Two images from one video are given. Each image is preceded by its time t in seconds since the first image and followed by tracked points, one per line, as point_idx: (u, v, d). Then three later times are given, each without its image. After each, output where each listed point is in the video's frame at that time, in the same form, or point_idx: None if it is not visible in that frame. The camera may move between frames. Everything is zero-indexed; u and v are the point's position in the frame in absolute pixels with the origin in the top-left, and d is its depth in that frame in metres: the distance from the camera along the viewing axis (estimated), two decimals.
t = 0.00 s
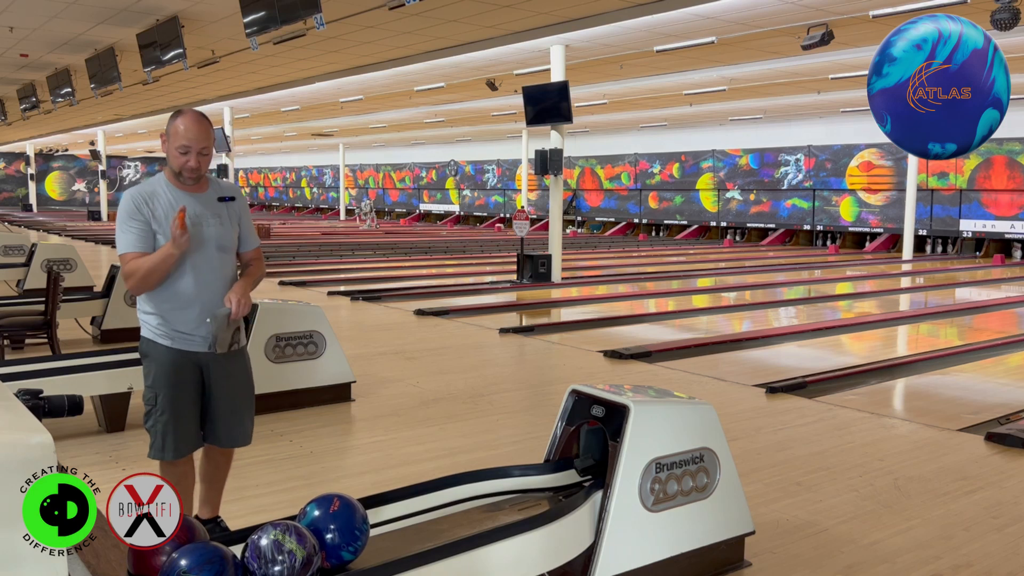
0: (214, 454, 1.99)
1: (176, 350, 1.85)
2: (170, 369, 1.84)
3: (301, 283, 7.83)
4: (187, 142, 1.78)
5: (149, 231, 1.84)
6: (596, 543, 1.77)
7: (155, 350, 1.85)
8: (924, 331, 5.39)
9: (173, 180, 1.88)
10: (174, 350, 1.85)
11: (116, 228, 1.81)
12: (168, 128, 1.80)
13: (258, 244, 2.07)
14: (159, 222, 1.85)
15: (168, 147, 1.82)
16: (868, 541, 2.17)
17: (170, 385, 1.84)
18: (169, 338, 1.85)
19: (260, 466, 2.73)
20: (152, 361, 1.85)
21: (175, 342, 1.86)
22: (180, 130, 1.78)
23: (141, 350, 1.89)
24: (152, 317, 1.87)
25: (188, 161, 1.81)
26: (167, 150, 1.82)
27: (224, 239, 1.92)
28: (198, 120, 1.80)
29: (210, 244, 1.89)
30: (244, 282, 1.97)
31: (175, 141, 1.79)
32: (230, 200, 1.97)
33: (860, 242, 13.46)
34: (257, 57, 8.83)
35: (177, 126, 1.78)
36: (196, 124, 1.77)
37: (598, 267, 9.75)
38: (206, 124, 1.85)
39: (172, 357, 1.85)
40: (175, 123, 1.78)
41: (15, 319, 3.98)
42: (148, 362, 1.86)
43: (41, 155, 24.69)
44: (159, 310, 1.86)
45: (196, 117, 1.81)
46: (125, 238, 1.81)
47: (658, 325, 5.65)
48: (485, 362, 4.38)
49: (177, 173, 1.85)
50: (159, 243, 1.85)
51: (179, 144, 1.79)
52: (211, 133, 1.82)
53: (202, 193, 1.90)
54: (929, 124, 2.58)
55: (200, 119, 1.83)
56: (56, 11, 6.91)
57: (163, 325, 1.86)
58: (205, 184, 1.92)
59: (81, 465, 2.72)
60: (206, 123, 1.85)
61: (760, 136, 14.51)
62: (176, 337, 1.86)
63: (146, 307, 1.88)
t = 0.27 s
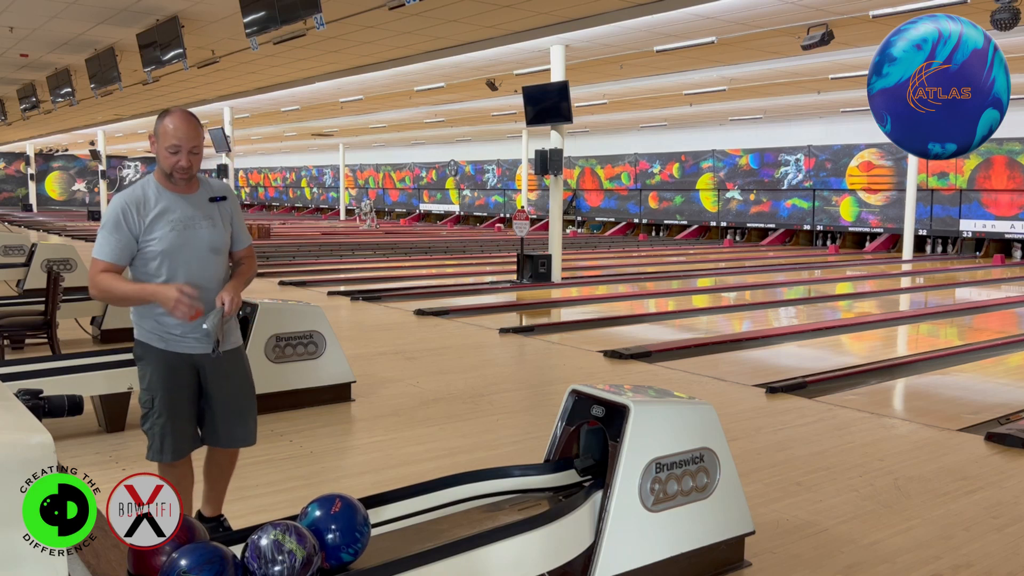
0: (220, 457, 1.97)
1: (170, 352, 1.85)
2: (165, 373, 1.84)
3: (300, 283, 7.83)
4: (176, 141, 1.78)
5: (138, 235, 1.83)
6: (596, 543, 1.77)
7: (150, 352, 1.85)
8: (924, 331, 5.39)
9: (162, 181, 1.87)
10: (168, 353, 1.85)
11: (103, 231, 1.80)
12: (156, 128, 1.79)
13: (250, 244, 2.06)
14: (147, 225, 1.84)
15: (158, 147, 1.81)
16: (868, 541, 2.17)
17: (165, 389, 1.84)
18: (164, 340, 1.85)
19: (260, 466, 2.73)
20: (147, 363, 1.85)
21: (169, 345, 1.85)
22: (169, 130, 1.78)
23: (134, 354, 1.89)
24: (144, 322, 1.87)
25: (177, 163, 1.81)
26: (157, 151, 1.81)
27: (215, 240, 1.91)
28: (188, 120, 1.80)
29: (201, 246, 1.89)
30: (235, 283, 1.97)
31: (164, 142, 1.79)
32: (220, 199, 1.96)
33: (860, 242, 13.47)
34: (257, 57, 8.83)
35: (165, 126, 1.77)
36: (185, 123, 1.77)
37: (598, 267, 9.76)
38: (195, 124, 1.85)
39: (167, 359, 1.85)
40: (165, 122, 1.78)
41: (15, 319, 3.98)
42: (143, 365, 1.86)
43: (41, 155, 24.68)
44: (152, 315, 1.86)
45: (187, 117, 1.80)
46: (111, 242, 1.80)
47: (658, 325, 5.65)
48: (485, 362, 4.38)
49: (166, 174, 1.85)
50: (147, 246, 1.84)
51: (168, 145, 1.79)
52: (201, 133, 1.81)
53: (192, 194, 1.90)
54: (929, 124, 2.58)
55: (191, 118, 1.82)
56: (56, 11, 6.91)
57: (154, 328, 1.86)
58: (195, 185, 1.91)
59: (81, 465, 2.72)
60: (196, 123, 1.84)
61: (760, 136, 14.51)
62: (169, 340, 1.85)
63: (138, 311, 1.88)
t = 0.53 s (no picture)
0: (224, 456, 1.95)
1: (165, 354, 1.85)
2: (159, 374, 1.84)
3: (301, 283, 7.82)
4: (168, 146, 1.75)
5: (130, 239, 1.83)
6: (596, 543, 1.77)
7: (145, 354, 1.85)
8: (924, 331, 5.39)
9: (155, 184, 1.86)
10: (164, 354, 1.85)
11: (95, 236, 1.81)
12: (148, 130, 1.77)
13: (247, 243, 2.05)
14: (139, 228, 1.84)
15: (149, 150, 1.79)
16: (868, 541, 2.17)
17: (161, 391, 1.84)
18: (157, 342, 1.85)
19: (260, 466, 2.73)
20: (143, 365, 1.85)
21: (163, 347, 1.85)
22: (160, 133, 1.75)
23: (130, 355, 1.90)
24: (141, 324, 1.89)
25: (168, 167, 1.79)
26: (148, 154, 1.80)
27: (206, 243, 1.91)
28: (182, 122, 1.77)
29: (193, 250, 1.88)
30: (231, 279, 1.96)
31: (155, 145, 1.77)
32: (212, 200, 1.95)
33: (860, 242, 13.46)
34: (257, 57, 8.83)
35: (158, 128, 1.75)
36: (177, 127, 1.73)
37: (598, 267, 9.76)
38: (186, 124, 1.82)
39: (162, 360, 1.85)
40: (157, 126, 1.75)
41: (15, 320, 3.98)
42: (138, 367, 1.86)
43: (41, 155, 24.68)
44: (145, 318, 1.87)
45: (179, 118, 1.77)
46: (104, 246, 1.81)
47: (658, 324, 5.65)
48: (485, 362, 4.38)
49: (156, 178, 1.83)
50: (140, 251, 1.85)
51: (159, 148, 1.76)
52: (194, 137, 1.78)
53: (184, 196, 1.89)
54: (929, 124, 2.58)
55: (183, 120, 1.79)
56: (56, 11, 6.91)
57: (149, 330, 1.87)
58: (188, 186, 1.90)
59: (80, 465, 2.72)
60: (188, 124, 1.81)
61: (760, 136, 14.51)
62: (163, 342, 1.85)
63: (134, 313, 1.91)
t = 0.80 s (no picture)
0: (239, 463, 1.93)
1: (162, 354, 1.85)
2: (157, 374, 1.84)
3: (301, 283, 7.82)
4: (167, 149, 1.75)
5: (129, 240, 1.83)
6: (596, 543, 1.77)
7: (143, 354, 1.85)
8: (924, 331, 5.39)
9: (155, 186, 1.86)
10: (163, 354, 1.85)
11: (96, 238, 1.81)
12: (147, 132, 1.76)
13: (254, 237, 2.01)
14: (138, 229, 1.84)
15: (148, 153, 1.78)
16: (868, 541, 2.17)
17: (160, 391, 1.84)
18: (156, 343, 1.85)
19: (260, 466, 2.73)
20: (142, 366, 1.85)
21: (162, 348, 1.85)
22: (159, 135, 1.74)
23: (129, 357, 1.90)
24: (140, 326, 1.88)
25: (166, 169, 1.79)
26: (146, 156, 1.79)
27: (204, 244, 1.90)
28: (182, 125, 1.76)
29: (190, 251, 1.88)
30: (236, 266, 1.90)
31: (155, 148, 1.76)
32: (212, 200, 1.94)
33: (860, 242, 13.46)
34: (257, 57, 8.83)
35: (157, 131, 1.74)
36: (176, 130, 1.72)
37: (598, 267, 9.76)
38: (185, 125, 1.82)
39: (161, 361, 1.85)
40: (156, 128, 1.74)
41: (15, 319, 3.98)
42: (137, 368, 1.86)
43: (41, 155, 24.69)
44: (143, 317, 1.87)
45: (179, 120, 1.77)
46: (104, 248, 1.81)
47: (658, 324, 5.65)
48: (485, 362, 4.38)
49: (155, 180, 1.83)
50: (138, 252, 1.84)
51: (159, 150, 1.76)
52: (193, 139, 1.77)
53: (183, 197, 1.88)
54: (929, 124, 2.58)
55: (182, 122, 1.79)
56: (56, 11, 6.91)
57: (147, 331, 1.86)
58: (186, 187, 1.89)
59: (81, 465, 2.72)
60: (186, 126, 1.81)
61: (760, 136, 14.51)
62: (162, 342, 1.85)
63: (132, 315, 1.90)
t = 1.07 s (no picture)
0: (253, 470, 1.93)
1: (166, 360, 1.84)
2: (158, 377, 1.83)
3: (300, 283, 7.83)
4: (181, 157, 1.73)
5: (139, 244, 1.83)
6: (596, 542, 1.77)
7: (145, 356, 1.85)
8: (924, 331, 5.39)
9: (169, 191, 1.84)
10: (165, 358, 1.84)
11: (110, 240, 1.83)
12: (162, 139, 1.75)
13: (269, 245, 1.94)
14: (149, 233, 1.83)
15: (163, 159, 1.76)
16: (868, 541, 2.17)
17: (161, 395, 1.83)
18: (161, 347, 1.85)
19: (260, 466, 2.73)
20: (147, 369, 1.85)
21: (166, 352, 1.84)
22: (173, 143, 1.72)
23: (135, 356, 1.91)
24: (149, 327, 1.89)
25: (177, 178, 1.76)
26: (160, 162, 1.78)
27: (213, 253, 1.87)
28: (195, 135, 1.74)
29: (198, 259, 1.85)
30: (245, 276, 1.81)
31: (168, 157, 1.74)
32: (227, 208, 1.90)
33: (860, 242, 13.47)
34: (257, 58, 8.83)
35: (170, 138, 1.72)
36: (189, 137, 1.70)
37: (598, 267, 9.76)
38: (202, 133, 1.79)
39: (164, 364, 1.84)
40: (169, 135, 1.72)
41: (15, 319, 3.98)
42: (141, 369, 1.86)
43: (41, 155, 24.69)
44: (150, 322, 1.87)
45: (194, 130, 1.74)
46: (116, 249, 1.82)
47: (658, 325, 5.65)
48: (485, 362, 4.38)
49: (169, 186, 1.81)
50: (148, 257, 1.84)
51: (172, 158, 1.74)
52: (207, 147, 1.76)
53: (196, 204, 1.85)
54: (929, 124, 2.58)
55: (198, 130, 1.76)
56: (56, 11, 6.91)
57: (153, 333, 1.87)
58: (201, 194, 1.86)
59: (80, 465, 2.72)
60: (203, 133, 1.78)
61: (760, 136, 14.51)
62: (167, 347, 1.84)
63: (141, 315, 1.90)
